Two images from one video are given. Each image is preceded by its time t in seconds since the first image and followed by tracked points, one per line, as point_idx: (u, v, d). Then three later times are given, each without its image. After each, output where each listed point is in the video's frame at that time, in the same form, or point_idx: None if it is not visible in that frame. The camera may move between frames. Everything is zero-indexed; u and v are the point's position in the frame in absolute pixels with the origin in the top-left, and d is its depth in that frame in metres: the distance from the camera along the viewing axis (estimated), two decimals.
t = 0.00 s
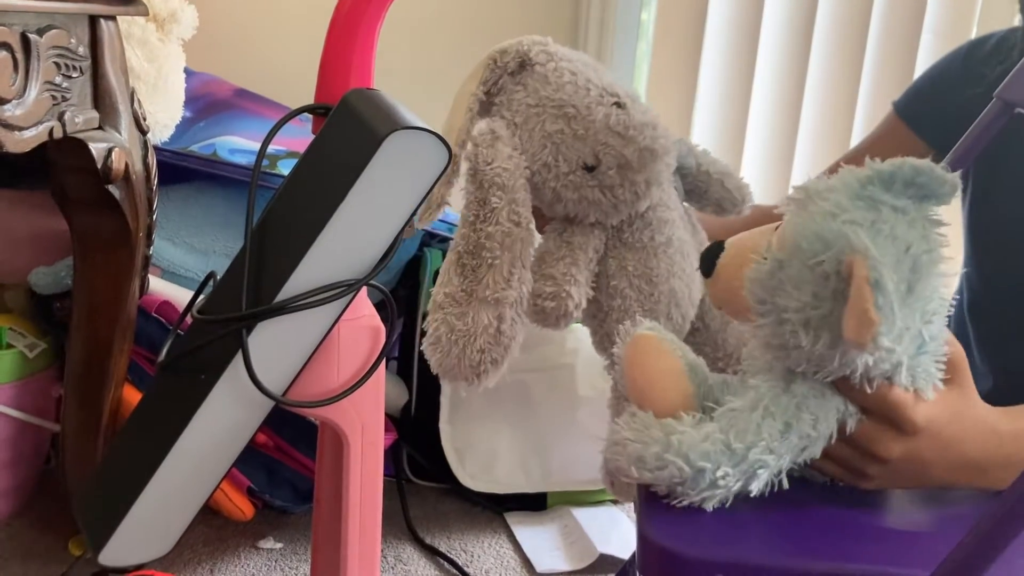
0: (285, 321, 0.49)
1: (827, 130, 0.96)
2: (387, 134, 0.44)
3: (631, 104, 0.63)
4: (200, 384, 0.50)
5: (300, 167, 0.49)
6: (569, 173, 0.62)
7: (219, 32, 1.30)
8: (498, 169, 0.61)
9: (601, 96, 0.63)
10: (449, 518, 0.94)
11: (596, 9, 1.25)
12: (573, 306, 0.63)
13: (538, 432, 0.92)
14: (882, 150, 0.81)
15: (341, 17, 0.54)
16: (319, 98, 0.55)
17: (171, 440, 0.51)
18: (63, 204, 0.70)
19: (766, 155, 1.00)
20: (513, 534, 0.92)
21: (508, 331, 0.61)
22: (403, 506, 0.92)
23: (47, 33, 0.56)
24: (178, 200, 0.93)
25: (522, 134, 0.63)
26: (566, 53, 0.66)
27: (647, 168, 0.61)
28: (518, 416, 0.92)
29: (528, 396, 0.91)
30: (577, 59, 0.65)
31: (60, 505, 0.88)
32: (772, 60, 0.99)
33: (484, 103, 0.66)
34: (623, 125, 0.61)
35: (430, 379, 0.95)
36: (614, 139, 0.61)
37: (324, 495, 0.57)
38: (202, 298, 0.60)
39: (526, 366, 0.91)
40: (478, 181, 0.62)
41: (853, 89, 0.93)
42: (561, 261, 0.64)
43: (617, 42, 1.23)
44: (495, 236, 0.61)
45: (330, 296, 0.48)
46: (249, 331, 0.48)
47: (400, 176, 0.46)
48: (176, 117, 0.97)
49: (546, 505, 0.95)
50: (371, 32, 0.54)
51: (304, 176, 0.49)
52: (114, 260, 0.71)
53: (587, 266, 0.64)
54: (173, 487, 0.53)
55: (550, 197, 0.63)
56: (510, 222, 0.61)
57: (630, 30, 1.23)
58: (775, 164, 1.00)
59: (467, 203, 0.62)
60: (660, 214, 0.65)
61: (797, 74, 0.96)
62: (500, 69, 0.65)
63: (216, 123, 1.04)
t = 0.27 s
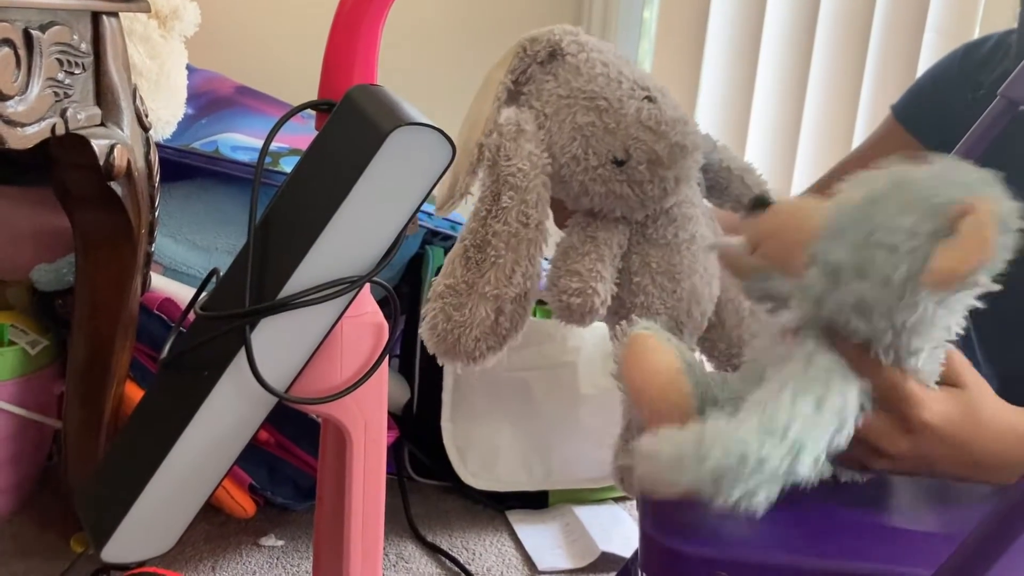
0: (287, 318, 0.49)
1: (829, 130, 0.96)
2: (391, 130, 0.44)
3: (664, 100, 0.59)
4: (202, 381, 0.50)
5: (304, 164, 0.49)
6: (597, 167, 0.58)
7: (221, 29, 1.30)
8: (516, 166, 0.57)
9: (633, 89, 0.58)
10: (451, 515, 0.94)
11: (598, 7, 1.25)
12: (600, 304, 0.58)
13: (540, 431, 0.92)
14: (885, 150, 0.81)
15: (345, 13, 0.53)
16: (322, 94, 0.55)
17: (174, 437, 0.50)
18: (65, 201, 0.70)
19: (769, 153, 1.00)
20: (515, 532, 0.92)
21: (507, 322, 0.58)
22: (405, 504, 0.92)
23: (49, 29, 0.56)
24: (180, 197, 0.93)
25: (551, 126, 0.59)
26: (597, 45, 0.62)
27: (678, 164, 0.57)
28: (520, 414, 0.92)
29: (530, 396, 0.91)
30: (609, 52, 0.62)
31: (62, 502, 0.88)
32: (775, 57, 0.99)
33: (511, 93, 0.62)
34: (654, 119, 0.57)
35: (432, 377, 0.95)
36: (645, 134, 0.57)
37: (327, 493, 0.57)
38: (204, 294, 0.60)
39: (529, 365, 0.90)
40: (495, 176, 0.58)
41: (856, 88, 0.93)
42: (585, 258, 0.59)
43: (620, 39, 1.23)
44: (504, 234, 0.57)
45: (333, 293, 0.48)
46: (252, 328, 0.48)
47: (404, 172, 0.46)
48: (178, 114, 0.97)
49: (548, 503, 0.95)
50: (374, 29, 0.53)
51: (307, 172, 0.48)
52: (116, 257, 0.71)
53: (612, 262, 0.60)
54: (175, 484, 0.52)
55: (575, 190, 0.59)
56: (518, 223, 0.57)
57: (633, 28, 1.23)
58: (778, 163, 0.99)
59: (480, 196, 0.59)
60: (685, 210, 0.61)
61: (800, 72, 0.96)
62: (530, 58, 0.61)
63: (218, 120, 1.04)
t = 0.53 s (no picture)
0: (290, 317, 0.49)
1: (830, 130, 0.96)
2: (393, 129, 0.44)
3: (671, 103, 0.61)
4: (203, 379, 0.50)
5: (304, 165, 0.49)
6: (605, 171, 0.60)
7: (223, 28, 1.30)
8: (531, 167, 0.59)
9: (641, 94, 0.61)
10: (453, 514, 0.94)
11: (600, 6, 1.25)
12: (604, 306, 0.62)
13: (542, 430, 0.92)
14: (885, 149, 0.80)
15: (347, 12, 0.54)
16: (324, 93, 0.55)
17: (175, 435, 0.50)
18: (69, 199, 0.71)
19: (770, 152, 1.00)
20: (517, 530, 0.92)
21: (531, 330, 0.60)
22: (405, 503, 0.93)
23: (52, 28, 0.56)
24: (182, 195, 0.93)
25: (561, 130, 0.61)
26: (606, 48, 0.64)
27: (685, 169, 0.60)
28: (522, 413, 0.92)
29: (532, 394, 0.91)
30: (619, 56, 0.64)
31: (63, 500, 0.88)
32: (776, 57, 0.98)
33: (519, 95, 0.64)
34: (663, 124, 0.60)
35: (433, 375, 0.95)
36: (653, 138, 0.59)
37: (329, 491, 0.57)
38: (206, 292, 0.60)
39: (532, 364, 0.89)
40: (510, 178, 0.60)
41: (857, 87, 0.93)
42: (593, 262, 0.62)
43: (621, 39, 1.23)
44: (525, 236, 0.59)
45: (335, 292, 0.48)
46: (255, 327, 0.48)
47: (407, 171, 0.46)
48: (180, 113, 0.98)
49: (549, 502, 0.96)
50: (375, 27, 0.53)
51: (310, 171, 0.48)
52: (118, 254, 0.71)
53: (618, 266, 0.63)
54: (177, 482, 0.53)
55: (584, 194, 0.62)
56: (538, 224, 0.59)
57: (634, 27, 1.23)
58: (779, 163, 1.00)
59: (496, 199, 0.61)
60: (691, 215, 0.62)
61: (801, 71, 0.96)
62: (538, 60, 0.63)
63: (220, 119, 1.04)
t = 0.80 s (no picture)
0: (290, 315, 0.49)
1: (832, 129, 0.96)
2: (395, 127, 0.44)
3: (675, 103, 0.61)
4: (205, 377, 0.50)
5: (306, 162, 0.49)
6: (607, 169, 0.60)
7: (225, 27, 1.30)
8: (530, 165, 0.59)
9: (646, 92, 0.60)
10: (453, 513, 0.94)
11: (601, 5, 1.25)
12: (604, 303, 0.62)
13: (542, 429, 0.92)
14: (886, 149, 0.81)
15: (349, 10, 0.53)
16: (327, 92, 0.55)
17: (176, 434, 0.50)
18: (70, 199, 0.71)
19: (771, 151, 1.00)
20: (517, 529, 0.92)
21: (515, 322, 0.61)
22: (406, 502, 0.93)
23: (53, 26, 0.56)
24: (184, 194, 0.93)
25: (564, 127, 0.60)
26: (611, 46, 0.63)
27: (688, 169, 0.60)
28: (522, 412, 0.92)
29: (533, 394, 0.91)
30: (624, 54, 0.63)
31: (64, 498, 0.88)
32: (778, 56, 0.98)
33: (524, 92, 0.63)
34: (666, 123, 0.59)
35: (434, 374, 0.95)
36: (656, 138, 0.59)
37: (330, 489, 0.58)
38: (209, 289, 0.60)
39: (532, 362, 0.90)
40: (508, 175, 0.60)
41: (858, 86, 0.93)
42: (593, 259, 0.63)
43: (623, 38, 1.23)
44: (517, 233, 0.60)
45: (335, 290, 0.48)
46: (256, 325, 0.48)
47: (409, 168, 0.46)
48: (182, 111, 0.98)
49: (550, 501, 0.95)
50: (377, 25, 0.53)
51: (311, 168, 0.48)
52: (119, 253, 0.71)
53: (619, 264, 0.63)
54: (178, 481, 0.53)
55: (586, 192, 0.61)
56: (530, 222, 0.60)
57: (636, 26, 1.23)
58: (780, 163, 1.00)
59: (494, 196, 0.61)
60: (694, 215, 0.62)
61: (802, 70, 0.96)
62: (545, 57, 0.62)
63: (221, 117, 1.04)
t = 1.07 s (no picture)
0: (292, 314, 0.49)
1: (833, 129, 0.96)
2: (398, 126, 0.44)
3: (689, 109, 0.63)
4: (206, 376, 0.50)
5: (310, 161, 0.49)
6: (621, 176, 0.62)
7: (226, 25, 1.30)
8: (547, 170, 0.61)
9: (661, 99, 0.62)
10: (453, 511, 0.95)
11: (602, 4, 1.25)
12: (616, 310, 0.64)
13: (543, 428, 0.92)
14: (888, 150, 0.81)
15: (351, 8, 0.53)
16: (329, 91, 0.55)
17: (178, 433, 0.50)
18: (70, 197, 0.70)
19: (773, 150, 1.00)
20: (518, 528, 0.92)
21: (537, 330, 0.63)
22: (407, 501, 0.93)
23: (55, 25, 0.56)
24: (185, 193, 0.93)
25: (579, 132, 0.63)
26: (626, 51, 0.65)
27: (702, 176, 0.61)
28: (523, 412, 0.92)
29: (534, 393, 0.91)
30: (639, 59, 0.65)
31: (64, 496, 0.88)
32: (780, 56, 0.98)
33: (539, 96, 0.65)
34: (681, 130, 0.61)
35: (435, 374, 0.95)
36: (670, 144, 0.61)
37: (330, 488, 0.58)
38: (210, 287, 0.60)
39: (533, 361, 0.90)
40: (526, 179, 0.62)
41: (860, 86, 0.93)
42: (606, 266, 0.65)
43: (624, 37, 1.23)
44: (534, 240, 0.62)
45: (338, 289, 0.48)
46: (257, 324, 0.48)
47: (412, 168, 0.46)
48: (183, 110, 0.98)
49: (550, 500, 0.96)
50: (379, 23, 0.53)
51: (314, 167, 0.48)
52: (120, 251, 0.71)
53: (630, 269, 0.65)
54: (179, 479, 0.53)
55: (600, 197, 0.64)
56: (551, 227, 0.62)
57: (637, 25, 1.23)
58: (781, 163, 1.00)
59: (512, 200, 0.63)
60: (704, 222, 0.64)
61: (804, 70, 0.96)
62: (559, 62, 0.64)
63: (222, 116, 1.04)
